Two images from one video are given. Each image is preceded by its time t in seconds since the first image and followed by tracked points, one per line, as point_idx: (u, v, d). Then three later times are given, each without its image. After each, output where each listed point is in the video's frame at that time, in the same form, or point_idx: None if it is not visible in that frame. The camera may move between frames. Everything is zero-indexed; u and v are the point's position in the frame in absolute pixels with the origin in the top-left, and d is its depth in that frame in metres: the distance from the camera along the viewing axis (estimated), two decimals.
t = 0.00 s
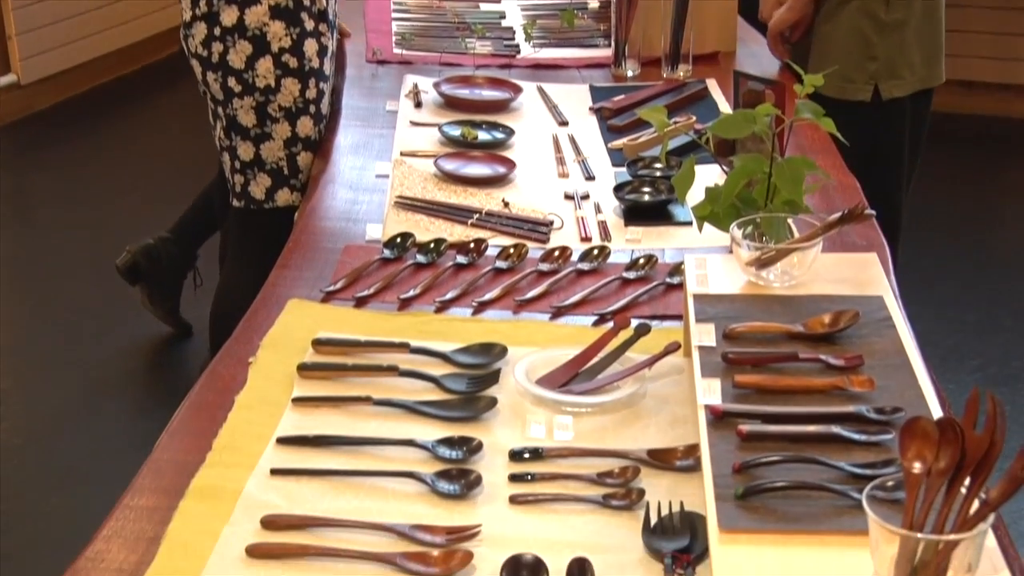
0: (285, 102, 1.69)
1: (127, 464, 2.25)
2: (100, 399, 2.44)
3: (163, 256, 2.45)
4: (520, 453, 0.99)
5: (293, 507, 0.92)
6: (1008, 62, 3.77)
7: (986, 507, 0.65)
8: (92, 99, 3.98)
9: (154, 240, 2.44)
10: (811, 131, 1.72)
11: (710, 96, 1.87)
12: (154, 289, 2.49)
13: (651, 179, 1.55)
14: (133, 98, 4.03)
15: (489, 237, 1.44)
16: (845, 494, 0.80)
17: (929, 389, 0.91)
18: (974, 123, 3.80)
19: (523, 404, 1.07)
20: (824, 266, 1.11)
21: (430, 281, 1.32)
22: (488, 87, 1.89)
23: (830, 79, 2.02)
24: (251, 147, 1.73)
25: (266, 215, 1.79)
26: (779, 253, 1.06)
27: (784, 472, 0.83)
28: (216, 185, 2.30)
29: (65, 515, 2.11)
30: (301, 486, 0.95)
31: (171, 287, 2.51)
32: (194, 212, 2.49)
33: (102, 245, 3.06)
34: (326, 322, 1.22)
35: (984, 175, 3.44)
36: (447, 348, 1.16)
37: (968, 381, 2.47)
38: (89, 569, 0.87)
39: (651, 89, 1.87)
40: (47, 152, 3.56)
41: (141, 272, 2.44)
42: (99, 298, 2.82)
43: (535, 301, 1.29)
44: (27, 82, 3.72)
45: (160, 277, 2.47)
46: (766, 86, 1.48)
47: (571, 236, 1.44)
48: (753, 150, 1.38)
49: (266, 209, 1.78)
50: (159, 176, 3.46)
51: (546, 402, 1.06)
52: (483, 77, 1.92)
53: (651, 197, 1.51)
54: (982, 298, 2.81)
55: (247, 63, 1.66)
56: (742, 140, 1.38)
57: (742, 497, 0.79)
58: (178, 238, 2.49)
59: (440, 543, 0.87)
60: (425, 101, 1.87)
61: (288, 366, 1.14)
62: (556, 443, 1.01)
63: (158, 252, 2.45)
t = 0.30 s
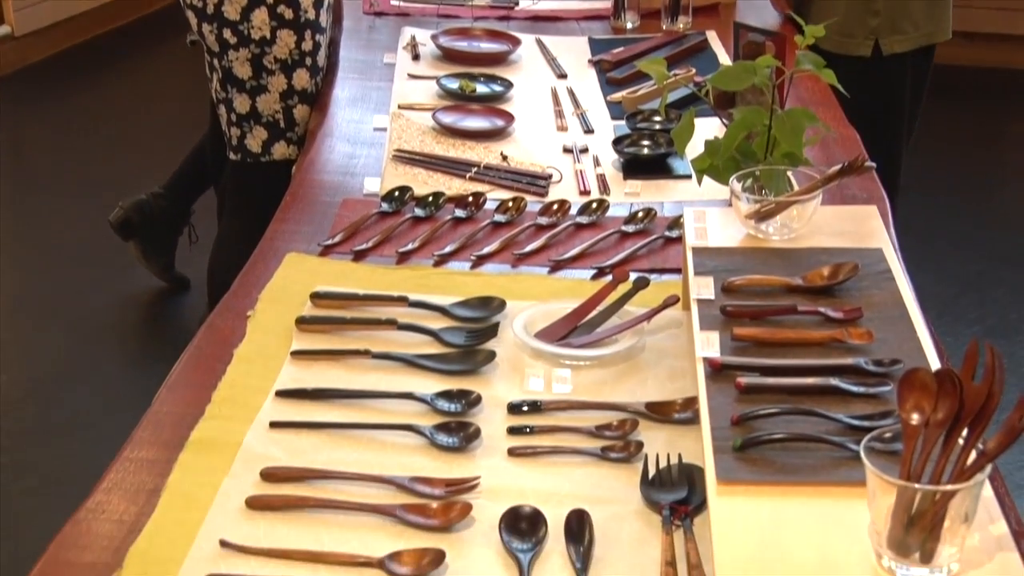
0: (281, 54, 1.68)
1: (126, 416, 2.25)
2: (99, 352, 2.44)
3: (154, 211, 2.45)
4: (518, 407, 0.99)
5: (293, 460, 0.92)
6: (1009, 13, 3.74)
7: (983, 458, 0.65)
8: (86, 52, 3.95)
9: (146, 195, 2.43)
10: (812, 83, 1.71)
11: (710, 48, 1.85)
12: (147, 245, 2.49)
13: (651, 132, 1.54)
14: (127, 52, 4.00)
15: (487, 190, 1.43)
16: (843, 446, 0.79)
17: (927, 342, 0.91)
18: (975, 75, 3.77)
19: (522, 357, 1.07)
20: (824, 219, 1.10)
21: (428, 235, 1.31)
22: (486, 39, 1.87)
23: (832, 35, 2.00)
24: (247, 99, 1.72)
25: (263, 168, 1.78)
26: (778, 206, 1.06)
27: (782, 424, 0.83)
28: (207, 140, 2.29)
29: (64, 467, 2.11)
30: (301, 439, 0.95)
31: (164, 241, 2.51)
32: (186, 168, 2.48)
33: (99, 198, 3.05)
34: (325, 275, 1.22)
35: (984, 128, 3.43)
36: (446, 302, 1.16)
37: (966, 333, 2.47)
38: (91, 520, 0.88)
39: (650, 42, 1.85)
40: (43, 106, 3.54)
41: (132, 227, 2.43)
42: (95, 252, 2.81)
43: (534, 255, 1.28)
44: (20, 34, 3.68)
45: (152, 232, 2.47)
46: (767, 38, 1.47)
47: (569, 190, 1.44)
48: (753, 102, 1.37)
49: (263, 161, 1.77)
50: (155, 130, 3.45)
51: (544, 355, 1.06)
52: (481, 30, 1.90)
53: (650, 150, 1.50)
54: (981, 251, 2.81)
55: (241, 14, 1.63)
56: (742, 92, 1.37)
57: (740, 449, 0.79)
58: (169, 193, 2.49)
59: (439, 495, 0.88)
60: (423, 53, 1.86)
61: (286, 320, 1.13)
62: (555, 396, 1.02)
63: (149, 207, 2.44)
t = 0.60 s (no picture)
0: (278, 13, 1.65)
1: (125, 376, 2.25)
2: (97, 313, 2.44)
3: (148, 175, 2.42)
4: (517, 366, 0.99)
5: (292, 420, 0.92)
6: None
7: (981, 416, 0.64)
8: (79, 13, 3.91)
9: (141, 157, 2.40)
10: (813, 42, 1.70)
11: (709, 6, 1.84)
12: (140, 206, 2.50)
13: (650, 91, 1.53)
14: (120, 13, 3.97)
15: (486, 149, 1.42)
16: (841, 405, 0.79)
17: (927, 301, 0.91)
18: (977, 35, 3.74)
19: (521, 317, 1.07)
20: (824, 177, 1.10)
21: (427, 195, 1.31)
22: None
23: None
24: (244, 58, 1.69)
25: (260, 128, 1.77)
26: (778, 165, 1.05)
27: (779, 383, 0.83)
28: (200, 102, 2.28)
29: (64, 426, 2.12)
30: (300, 400, 0.95)
31: (159, 202, 2.49)
32: (181, 133, 2.39)
33: (95, 158, 3.03)
34: (323, 235, 1.21)
35: (984, 87, 3.41)
36: (445, 262, 1.15)
37: (965, 292, 2.47)
38: (90, 479, 0.88)
39: None
40: (37, 67, 3.51)
41: (123, 187, 2.43)
42: (92, 213, 2.80)
43: (533, 215, 1.28)
44: None
45: (145, 193, 2.45)
46: None
47: (569, 149, 1.43)
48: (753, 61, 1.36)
49: (260, 121, 1.75)
50: (150, 91, 3.43)
51: (543, 316, 1.06)
52: None
53: (649, 110, 1.49)
54: (981, 211, 2.79)
55: None
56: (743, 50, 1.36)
57: (739, 408, 0.79)
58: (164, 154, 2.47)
59: (438, 454, 0.88)
60: (420, 12, 1.84)
61: (284, 280, 1.13)
62: (553, 356, 1.02)
63: (144, 169, 2.41)
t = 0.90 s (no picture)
0: None
1: (125, 346, 2.25)
2: (97, 283, 2.44)
3: (148, 146, 2.41)
4: (517, 336, 0.99)
5: (292, 390, 0.92)
6: None
7: (981, 385, 0.64)
8: None
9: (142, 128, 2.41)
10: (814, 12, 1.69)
11: None
12: (137, 174, 2.47)
13: (651, 61, 1.52)
14: None
15: (486, 120, 1.42)
16: (841, 374, 0.79)
17: (928, 270, 0.91)
18: (981, 3, 3.71)
19: (521, 288, 1.07)
20: (825, 147, 1.09)
21: (426, 165, 1.30)
22: None
23: None
24: (243, 28, 1.68)
25: (260, 99, 1.76)
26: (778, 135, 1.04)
27: (779, 353, 0.83)
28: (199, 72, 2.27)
29: (65, 396, 2.12)
30: (300, 370, 0.95)
31: (158, 172, 2.48)
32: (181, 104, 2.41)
33: (94, 128, 3.02)
34: (323, 205, 1.21)
35: (987, 56, 3.38)
36: (444, 232, 1.15)
37: (965, 262, 2.46)
38: (91, 449, 0.88)
39: None
40: (35, 40, 3.49)
41: (124, 157, 2.41)
42: (91, 184, 2.79)
43: (533, 185, 1.27)
44: None
45: (144, 164, 2.45)
46: None
47: (569, 119, 1.42)
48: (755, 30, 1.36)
49: (260, 92, 1.74)
50: (148, 62, 3.41)
51: (543, 286, 1.06)
52: None
53: (650, 80, 1.49)
54: (982, 181, 2.78)
55: None
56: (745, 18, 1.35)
57: (739, 378, 0.79)
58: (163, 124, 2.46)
59: (437, 425, 0.88)
60: None
61: (284, 251, 1.13)
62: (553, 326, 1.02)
63: (143, 140, 2.42)
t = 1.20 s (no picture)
0: None
1: (124, 318, 2.25)
2: (95, 255, 2.43)
3: (147, 120, 2.40)
4: (516, 308, 0.99)
5: (292, 362, 0.92)
6: None
7: (981, 356, 0.64)
8: None
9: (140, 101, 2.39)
10: None
11: None
12: (136, 148, 2.47)
13: (651, 32, 1.51)
14: None
15: (486, 91, 1.41)
16: (842, 346, 0.79)
17: (928, 242, 0.90)
18: None
19: (520, 260, 1.07)
20: (826, 118, 1.09)
21: (426, 136, 1.29)
22: None
23: None
24: None
25: (259, 70, 1.75)
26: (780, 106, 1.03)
27: (780, 325, 0.83)
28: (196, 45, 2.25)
29: (65, 367, 2.12)
30: (299, 342, 0.95)
31: (156, 144, 2.47)
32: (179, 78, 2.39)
33: (91, 101, 3.00)
34: (323, 176, 1.21)
35: (989, 27, 3.36)
36: (444, 204, 1.15)
37: (965, 233, 2.46)
38: (91, 420, 0.88)
39: None
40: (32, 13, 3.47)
41: (122, 130, 2.40)
42: (89, 157, 2.78)
43: (533, 157, 1.27)
44: None
45: (143, 137, 2.44)
46: None
47: (569, 90, 1.42)
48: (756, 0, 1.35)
49: (259, 63, 1.74)
50: (145, 34, 3.38)
51: (543, 258, 1.05)
52: None
53: (650, 50, 1.48)
54: (983, 152, 2.77)
55: None
56: None
57: (738, 349, 0.79)
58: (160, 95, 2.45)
59: (437, 397, 0.88)
60: None
61: (283, 223, 1.13)
62: (552, 298, 1.01)
63: (141, 113, 2.40)
